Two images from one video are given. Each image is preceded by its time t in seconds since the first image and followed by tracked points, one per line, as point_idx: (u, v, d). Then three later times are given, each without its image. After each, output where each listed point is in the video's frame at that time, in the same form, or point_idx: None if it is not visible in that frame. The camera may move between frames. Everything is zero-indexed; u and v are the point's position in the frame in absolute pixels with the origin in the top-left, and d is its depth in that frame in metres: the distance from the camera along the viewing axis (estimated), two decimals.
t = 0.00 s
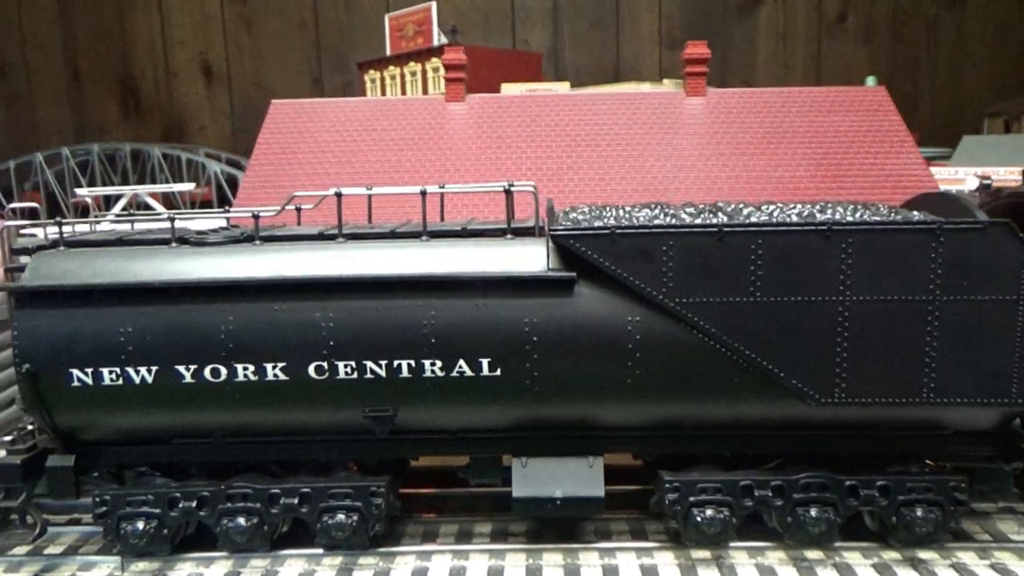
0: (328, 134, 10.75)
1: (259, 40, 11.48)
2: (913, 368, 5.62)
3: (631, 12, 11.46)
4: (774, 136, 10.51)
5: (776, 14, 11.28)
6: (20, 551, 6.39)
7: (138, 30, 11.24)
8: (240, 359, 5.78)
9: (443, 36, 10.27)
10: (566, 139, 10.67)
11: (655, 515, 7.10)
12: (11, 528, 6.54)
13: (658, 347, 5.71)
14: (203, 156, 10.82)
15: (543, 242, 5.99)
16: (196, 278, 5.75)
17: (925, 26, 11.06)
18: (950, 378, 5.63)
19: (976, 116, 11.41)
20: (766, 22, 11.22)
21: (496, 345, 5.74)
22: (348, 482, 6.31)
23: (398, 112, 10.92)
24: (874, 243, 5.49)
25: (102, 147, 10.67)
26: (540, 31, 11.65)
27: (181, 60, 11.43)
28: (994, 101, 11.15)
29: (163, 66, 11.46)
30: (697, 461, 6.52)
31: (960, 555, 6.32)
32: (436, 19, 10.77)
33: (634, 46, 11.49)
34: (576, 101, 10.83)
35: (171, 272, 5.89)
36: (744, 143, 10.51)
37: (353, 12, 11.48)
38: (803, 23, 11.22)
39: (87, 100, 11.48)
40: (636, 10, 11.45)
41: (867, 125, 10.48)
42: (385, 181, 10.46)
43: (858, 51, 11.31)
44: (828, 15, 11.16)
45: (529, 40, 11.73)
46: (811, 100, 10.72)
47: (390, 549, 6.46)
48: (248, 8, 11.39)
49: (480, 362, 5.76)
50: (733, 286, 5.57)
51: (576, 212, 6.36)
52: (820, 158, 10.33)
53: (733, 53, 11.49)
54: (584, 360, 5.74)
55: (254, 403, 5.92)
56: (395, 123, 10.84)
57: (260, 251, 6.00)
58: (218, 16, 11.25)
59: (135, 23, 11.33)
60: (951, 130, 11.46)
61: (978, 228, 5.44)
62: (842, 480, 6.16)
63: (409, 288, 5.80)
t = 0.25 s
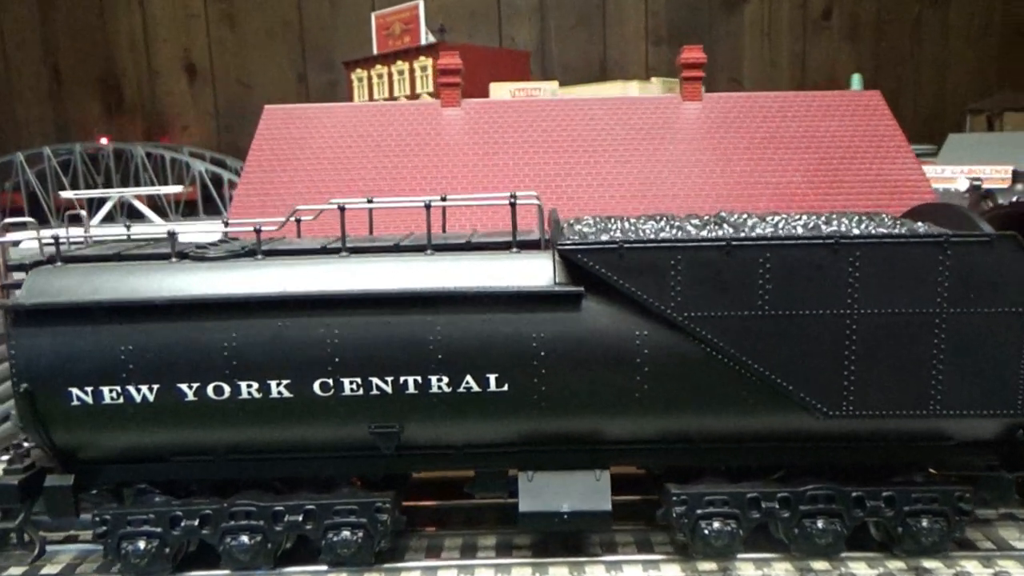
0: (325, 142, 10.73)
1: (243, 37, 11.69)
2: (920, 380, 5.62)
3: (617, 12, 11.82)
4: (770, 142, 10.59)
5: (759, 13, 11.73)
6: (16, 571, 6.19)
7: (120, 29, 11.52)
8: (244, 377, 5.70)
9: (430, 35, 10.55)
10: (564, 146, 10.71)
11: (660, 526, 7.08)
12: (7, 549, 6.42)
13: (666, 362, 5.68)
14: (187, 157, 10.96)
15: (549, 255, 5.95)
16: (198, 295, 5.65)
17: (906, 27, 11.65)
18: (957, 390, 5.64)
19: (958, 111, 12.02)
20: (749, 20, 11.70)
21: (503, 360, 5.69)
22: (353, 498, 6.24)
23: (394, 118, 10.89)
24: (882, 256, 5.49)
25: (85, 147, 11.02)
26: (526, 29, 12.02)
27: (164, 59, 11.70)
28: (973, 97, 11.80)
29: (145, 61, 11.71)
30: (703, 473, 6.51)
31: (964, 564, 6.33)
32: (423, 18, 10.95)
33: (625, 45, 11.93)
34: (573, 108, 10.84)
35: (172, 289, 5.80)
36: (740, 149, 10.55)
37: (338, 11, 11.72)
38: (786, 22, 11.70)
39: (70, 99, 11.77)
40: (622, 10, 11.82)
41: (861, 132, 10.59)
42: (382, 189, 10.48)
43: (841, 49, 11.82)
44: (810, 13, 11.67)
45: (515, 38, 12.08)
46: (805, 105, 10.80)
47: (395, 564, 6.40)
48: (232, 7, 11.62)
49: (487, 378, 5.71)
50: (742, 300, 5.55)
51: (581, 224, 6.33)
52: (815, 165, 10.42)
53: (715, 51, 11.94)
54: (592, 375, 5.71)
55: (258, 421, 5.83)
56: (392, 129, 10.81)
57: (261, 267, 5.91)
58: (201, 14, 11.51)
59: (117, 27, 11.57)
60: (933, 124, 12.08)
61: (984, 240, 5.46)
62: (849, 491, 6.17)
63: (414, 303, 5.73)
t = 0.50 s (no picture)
0: (324, 143, 10.73)
1: (230, 34, 11.65)
2: (924, 379, 5.70)
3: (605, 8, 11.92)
4: (767, 141, 10.67)
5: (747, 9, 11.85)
6: None
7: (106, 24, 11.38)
8: (253, 379, 5.69)
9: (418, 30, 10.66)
10: (564, 146, 10.77)
11: (665, 524, 7.14)
12: (13, 553, 6.40)
13: (674, 362, 5.72)
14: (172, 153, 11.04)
15: (557, 257, 5.99)
16: (206, 298, 5.64)
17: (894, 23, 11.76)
18: (959, 388, 5.72)
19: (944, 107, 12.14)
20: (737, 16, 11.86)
21: (512, 362, 5.72)
22: (361, 499, 6.26)
23: (393, 119, 10.91)
24: (886, 257, 5.56)
25: (71, 144, 10.91)
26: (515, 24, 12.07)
27: (150, 55, 11.60)
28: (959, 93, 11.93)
29: (132, 63, 11.64)
30: (708, 472, 6.56)
31: (965, 559, 6.43)
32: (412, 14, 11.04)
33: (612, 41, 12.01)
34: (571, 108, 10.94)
35: (180, 292, 5.79)
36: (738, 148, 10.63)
37: (326, 8, 11.75)
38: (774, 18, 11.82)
39: (54, 94, 11.59)
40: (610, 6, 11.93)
41: (857, 131, 10.70)
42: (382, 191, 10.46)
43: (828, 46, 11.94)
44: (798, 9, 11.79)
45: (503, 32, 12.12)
46: (801, 106, 10.93)
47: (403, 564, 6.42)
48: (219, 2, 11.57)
49: (496, 380, 5.73)
50: (749, 300, 5.60)
51: (586, 225, 6.36)
52: (813, 164, 10.51)
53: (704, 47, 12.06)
54: (601, 376, 5.74)
55: (267, 423, 5.83)
56: (391, 130, 10.83)
57: (268, 269, 5.91)
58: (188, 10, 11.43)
59: (103, 23, 11.45)
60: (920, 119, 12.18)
61: (985, 241, 5.54)
62: (853, 489, 6.24)
63: (422, 305, 5.74)
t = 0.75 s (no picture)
0: (325, 142, 10.64)
1: (216, 30, 11.74)
2: (936, 378, 5.76)
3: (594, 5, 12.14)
4: (770, 139, 10.69)
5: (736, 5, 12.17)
6: None
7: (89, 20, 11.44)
8: (268, 383, 5.66)
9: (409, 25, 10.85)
10: (566, 145, 10.76)
11: (675, 523, 7.18)
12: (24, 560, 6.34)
13: (690, 363, 5.74)
14: (160, 150, 11.07)
15: (571, 259, 5.99)
16: (220, 302, 5.59)
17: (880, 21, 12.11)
18: (971, 387, 5.78)
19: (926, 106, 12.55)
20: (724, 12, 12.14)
21: (529, 364, 5.72)
22: (376, 502, 6.26)
23: (394, 117, 10.85)
24: (901, 258, 5.59)
25: (55, 140, 10.77)
26: (503, 19, 12.21)
27: (136, 50, 11.65)
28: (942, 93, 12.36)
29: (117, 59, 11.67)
30: (721, 471, 6.60)
31: (973, 555, 6.52)
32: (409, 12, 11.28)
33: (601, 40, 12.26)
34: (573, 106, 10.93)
35: (193, 295, 5.75)
36: (741, 147, 10.66)
37: (314, 4, 11.86)
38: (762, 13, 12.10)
39: (38, 89, 11.57)
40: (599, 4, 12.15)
41: (859, 128, 10.73)
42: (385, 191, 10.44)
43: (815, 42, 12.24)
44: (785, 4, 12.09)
45: (492, 28, 12.29)
46: (803, 103, 10.92)
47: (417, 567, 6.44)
48: None
49: (513, 382, 5.73)
50: (764, 301, 5.62)
51: (599, 225, 6.36)
52: (815, 162, 10.56)
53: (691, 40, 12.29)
54: (617, 377, 5.76)
55: (282, 427, 5.80)
56: (393, 129, 10.78)
57: (282, 272, 5.88)
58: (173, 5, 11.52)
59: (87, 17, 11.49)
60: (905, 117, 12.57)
61: (999, 241, 5.59)
62: (864, 487, 6.31)
63: (438, 308, 5.73)
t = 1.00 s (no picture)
0: (329, 144, 10.59)
1: (203, 26, 11.86)
2: (950, 384, 5.79)
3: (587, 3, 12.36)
4: (773, 140, 10.75)
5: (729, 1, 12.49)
6: None
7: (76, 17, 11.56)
8: (284, 392, 5.62)
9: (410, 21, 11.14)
10: (571, 147, 10.76)
11: (687, 526, 7.20)
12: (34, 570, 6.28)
13: (707, 370, 5.74)
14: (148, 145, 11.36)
15: (587, 265, 5.97)
16: (235, 310, 5.55)
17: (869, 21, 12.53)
18: (985, 392, 5.82)
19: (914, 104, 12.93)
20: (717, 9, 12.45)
21: (545, 372, 5.71)
22: (391, 509, 6.23)
23: (398, 119, 10.81)
24: (916, 265, 5.62)
25: (43, 137, 10.88)
26: (495, 16, 12.31)
27: (123, 47, 11.84)
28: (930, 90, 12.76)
29: (104, 55, 11.82)
30: (734, 476, 6.62)
31: (983, 557, 6.58)
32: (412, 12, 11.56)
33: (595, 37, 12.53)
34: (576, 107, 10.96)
35: (208, 304, 5.71)
36: (745, 149, 10.71)
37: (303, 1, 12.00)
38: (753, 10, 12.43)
39: (25, 87, 11.70)
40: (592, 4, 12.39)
41: (861, 131, 10.80)
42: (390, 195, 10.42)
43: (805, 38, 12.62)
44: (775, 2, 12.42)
45: (483, 24, 12.38)
46: (806, 105, 10.99)
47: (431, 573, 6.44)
48: None
49: (530, 390, 5.72)
50: (781, 309, 5.63)
51: (613, 231, 6.36)
52: (818, 165, 10.63)
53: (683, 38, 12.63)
54: (634, 385, 5.76)
55: (298, 436, 5.78)
56: (397, 131, 10.74)
57: (298, 280, 5.84)
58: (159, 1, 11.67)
59: (72, 13, 11.55)
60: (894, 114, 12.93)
61: (1013, 249, 5.63)
62: (877, 492, 6.34)
63: (454, 315, 5.71)
